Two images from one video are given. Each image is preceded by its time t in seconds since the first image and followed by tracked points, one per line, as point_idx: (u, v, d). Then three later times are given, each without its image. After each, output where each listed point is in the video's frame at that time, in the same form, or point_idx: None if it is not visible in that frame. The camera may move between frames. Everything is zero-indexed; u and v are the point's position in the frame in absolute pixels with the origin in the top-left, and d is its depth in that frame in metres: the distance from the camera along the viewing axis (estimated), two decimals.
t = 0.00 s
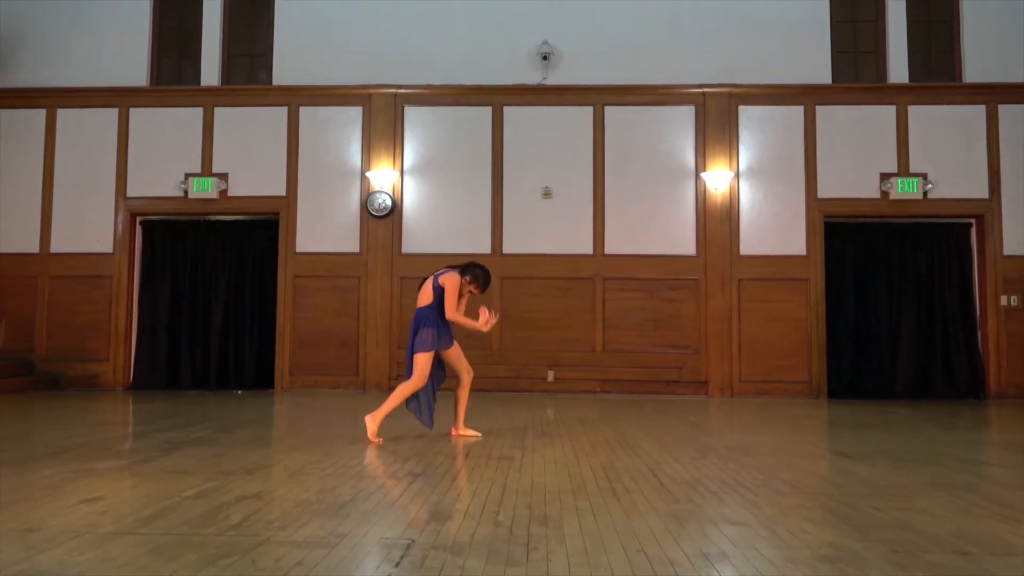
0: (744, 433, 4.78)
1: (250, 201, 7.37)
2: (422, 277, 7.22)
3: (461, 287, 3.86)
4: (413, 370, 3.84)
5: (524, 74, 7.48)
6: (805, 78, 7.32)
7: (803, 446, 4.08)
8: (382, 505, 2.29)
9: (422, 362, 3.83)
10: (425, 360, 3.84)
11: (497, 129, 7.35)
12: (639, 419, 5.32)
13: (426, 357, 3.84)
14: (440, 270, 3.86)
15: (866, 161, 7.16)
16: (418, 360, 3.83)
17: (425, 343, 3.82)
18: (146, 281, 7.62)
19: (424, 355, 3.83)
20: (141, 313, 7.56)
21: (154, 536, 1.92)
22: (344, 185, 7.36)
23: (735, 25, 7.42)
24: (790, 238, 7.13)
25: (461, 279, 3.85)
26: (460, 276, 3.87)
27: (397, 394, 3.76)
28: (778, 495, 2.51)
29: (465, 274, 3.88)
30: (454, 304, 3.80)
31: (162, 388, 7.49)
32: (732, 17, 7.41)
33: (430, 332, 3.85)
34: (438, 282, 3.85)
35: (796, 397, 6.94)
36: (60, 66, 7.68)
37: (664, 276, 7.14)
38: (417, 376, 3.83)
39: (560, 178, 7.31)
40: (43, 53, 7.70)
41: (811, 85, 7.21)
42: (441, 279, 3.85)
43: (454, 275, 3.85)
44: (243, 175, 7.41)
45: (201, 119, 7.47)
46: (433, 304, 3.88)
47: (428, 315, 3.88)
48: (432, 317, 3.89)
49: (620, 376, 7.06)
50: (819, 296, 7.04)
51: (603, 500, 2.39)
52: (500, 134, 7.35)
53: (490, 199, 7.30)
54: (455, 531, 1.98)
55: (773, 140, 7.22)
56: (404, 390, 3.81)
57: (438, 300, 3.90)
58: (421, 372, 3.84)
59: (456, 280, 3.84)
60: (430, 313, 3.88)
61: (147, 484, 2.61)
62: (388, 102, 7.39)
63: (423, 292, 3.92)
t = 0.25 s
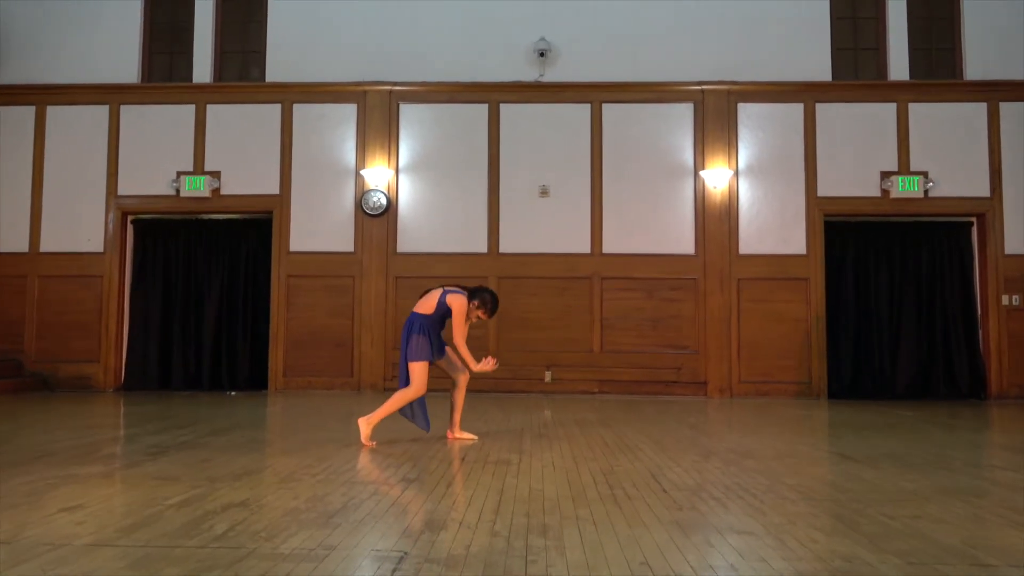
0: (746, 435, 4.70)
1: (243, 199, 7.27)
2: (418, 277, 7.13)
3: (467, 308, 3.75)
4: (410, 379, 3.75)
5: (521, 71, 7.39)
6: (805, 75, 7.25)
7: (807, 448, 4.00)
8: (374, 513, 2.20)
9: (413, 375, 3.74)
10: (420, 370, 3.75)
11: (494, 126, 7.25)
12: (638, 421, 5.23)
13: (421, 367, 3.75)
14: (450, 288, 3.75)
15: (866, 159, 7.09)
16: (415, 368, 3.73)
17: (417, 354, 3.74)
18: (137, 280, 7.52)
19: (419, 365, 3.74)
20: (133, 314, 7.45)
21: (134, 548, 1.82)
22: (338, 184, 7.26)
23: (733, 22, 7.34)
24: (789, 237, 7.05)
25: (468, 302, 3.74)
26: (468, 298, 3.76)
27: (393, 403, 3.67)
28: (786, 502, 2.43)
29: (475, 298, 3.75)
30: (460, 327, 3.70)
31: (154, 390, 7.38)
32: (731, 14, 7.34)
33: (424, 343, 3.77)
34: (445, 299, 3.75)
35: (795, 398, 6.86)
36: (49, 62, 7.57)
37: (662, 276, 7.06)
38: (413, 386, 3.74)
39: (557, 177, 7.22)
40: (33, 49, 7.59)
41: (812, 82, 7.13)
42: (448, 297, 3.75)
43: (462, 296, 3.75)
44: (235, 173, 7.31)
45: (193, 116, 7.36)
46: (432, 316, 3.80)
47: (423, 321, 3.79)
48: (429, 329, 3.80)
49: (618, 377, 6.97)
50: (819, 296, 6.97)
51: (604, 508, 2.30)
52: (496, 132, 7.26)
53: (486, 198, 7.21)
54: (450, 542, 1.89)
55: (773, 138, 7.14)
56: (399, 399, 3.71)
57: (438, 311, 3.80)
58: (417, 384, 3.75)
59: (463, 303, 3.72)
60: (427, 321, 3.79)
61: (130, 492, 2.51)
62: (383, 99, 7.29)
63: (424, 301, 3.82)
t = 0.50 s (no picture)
0: (745, 435, 4.68)
1: (240, 199, 7.25)
2: (416, 277, 7.11)
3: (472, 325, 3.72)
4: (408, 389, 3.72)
5: (519, 71, 7.38)
6: (803, 76, 7.25)
7: (807, 450, 3.98)
8: (373, 516, 2.18)
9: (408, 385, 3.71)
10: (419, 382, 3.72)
11: (492, 126, 7.24)
12: (637, 422, 5.21)
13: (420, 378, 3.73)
14: (455, 304, 3.72)
15: (865, 159, 7.08)
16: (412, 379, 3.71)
17: (416, 363, 3.72)
18: (134, 280, 7.49)
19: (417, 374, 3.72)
20: (129, 314, 7.43)
21: (132, 552, 1.81)
22: (336, 184, 7.23)
23: (732, 22, 7.33)
24: (788, 238, 7.04)
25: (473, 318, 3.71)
26: (473, 316, 3.73)
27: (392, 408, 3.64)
28: (787, 504, 2.42)
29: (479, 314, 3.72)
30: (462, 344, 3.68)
31: (151, 391, 7.35)
32: (730, 15, 7.33)
33: (423, 353, 3.75)
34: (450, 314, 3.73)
35: (794, 398, 6.85)
36: (45, 62, 7.54)
37: (661, 276, 7.05)
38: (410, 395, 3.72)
39: (555, 177, 7.21)
40: (29, 49, 7.56)
41: (810, 82, 7.13)
42: (453, 313, 3.73)
43: (468, 314, 3.72)
44: (233, 173, 7.28)
45: (190, 116, 7.34)
46: (434, 327, 3.79)
47: (424, 330, 3.78)
48: (429, 340, 3.79)
49: (617, 377, 6.96)
50: (817, 296, 6.96)
51: (605, 511, 2.28)
52: (494, 132, 7.24)
53: (484, 198, 7.19)
54: (451, 546, 1.87)
55: (771, 138, 7.13)
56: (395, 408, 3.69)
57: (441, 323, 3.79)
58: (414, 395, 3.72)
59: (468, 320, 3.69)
60: (430, 330, 3.78)
61: (127, 494, 2.49)
62: (381, 99, 7.27)
63: (428, 311, 3.81)
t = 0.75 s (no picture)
0: (741, 433, 4.77)
1: (241, 201, 7.32)
2: (415, 278, 7.19)
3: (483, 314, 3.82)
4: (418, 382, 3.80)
5: (517, 74, 7.47)
6: (798, 79, 7.34)
7: (801, 447, 4.07)
8: (380, 507, 2.26)
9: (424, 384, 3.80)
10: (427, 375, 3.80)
11: (490, 129, 7.32)
12: (635, 421, 5.29)
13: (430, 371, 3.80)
14: (466, 296, 3.82)
15: (859, 162, 7.18)
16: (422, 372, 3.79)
17: (427, 358, 3.80)
18: (136, 281, 7.55)
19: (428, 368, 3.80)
20: (131, 315, 7.49)
21: (151, 540, 1.89)
22: (337, 186, 7.31)
23: (728, 27, 7.43)
24: (783, 239, 7.13)
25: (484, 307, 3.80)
26: (483, 305, 3.82)
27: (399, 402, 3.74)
28: (779, 497, 2.50)
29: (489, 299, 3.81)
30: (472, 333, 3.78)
31: (152, 391, 7.42)
32: (726, 19, 7.43)
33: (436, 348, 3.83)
34: (462, 307, 3.81)
35: (789, 398, 6.94)
36: (48, 65, 7.60)
37: (658, 277, 7.13)
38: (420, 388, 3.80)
39: (554, 179, 7.29)
40: (32, 52, 7.63)
41: (805, 85, 7.22)
42: (464, 305, 3.82)
43: (478, 304, 3.82)
44: (234, 175, 7.36)
45: (192, 118, 7.41)
46: (448, 323, 3.87)
47: (438, 326, 3.86)
48: (443, 336, 3.87)
49: (614, 377, 7.04)
50: (812, 297, 7.05)
51: (604, 503, 2.36)
52: (493, 134, 7.32)
53: (483, 199, 7.27)
54: (456, 534, 1.95)
55: (767, 141, 7.23)
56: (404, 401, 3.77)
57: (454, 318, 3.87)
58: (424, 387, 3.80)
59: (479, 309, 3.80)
60: (443, 327, 3.86)
61: (139, 488, 2.57)
62: (381, 102, 7.35)
63: (441, 309, 3.89)
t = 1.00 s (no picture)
0: (735, 431, 4.89)
1: (244, 204, 7.43)
2: (415, 280, 7.31)
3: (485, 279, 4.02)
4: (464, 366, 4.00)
5: (516, 79, 7.59)
6: (792, 85, 7.48)
7: (794, 443, 4.18)
8: (389, 496, 2.38)
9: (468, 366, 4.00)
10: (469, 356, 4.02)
11: (490, 133, 7.45)
12: (632, 419, 5.40)
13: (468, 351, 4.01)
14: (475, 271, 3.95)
15: (852, 166, 7.31)
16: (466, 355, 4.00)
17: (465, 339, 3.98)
18: (140, 283, 7.66)
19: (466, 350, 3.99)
20: (135, 316, 7.60)
21: (176, 524, 2.00)
22: (338, 189, 7.43)
23: (723, 33, 7.56)
24: (777, 242, 7.27)
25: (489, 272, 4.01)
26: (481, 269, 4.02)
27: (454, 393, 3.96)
28: (769, 487, 2.62)
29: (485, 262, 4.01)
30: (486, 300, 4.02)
31: (156, 391, 7.52)
32: (721, 25, 7.56)
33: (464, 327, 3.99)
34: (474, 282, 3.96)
35: (783, 397, 7.06)
36: (53, 70, 7.71)
37: (654, 279, 7.26)
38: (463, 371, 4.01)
39: (552, 182, 7.41)
40: (38, 57, 7.74)
41: (799, 91, 7.36)
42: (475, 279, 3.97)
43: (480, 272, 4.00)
44: (237, 178, 7.47)
45: (196, 122, 7.52)
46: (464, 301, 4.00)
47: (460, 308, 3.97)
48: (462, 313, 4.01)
49: (612, 377, 7.16)
50: (806, 299, 7.18)
51: (602, 492, 2.48)
52: (492, 138, 7.45)
53: (482, 202, 7.39)
54: (463, 519, 2.07)
55: (761, 145, 7.36)
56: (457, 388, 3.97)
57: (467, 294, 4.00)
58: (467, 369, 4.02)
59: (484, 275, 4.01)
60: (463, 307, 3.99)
61: (157, 479, 2.68)
62: (382, 107, 7.47)
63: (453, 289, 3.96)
